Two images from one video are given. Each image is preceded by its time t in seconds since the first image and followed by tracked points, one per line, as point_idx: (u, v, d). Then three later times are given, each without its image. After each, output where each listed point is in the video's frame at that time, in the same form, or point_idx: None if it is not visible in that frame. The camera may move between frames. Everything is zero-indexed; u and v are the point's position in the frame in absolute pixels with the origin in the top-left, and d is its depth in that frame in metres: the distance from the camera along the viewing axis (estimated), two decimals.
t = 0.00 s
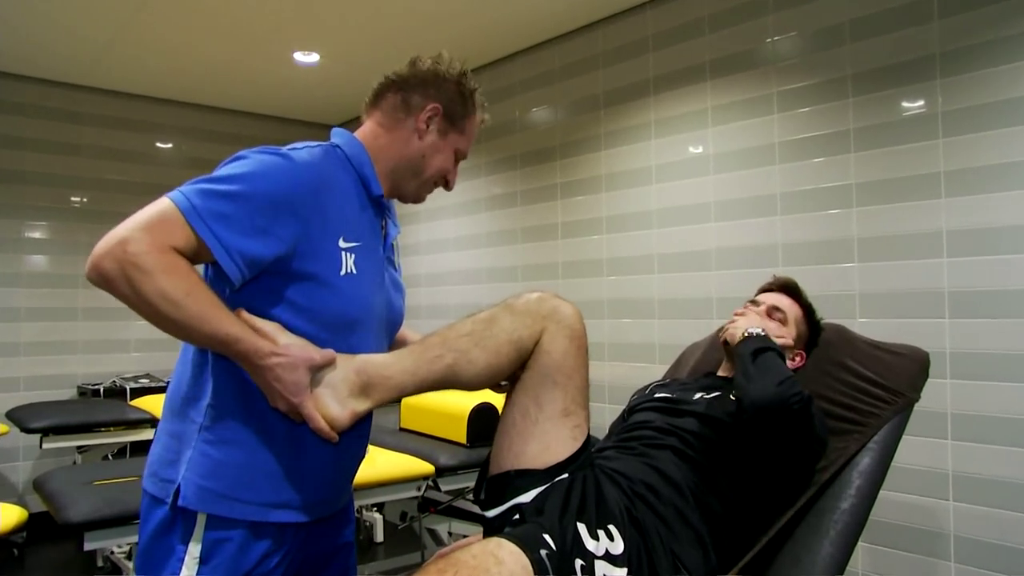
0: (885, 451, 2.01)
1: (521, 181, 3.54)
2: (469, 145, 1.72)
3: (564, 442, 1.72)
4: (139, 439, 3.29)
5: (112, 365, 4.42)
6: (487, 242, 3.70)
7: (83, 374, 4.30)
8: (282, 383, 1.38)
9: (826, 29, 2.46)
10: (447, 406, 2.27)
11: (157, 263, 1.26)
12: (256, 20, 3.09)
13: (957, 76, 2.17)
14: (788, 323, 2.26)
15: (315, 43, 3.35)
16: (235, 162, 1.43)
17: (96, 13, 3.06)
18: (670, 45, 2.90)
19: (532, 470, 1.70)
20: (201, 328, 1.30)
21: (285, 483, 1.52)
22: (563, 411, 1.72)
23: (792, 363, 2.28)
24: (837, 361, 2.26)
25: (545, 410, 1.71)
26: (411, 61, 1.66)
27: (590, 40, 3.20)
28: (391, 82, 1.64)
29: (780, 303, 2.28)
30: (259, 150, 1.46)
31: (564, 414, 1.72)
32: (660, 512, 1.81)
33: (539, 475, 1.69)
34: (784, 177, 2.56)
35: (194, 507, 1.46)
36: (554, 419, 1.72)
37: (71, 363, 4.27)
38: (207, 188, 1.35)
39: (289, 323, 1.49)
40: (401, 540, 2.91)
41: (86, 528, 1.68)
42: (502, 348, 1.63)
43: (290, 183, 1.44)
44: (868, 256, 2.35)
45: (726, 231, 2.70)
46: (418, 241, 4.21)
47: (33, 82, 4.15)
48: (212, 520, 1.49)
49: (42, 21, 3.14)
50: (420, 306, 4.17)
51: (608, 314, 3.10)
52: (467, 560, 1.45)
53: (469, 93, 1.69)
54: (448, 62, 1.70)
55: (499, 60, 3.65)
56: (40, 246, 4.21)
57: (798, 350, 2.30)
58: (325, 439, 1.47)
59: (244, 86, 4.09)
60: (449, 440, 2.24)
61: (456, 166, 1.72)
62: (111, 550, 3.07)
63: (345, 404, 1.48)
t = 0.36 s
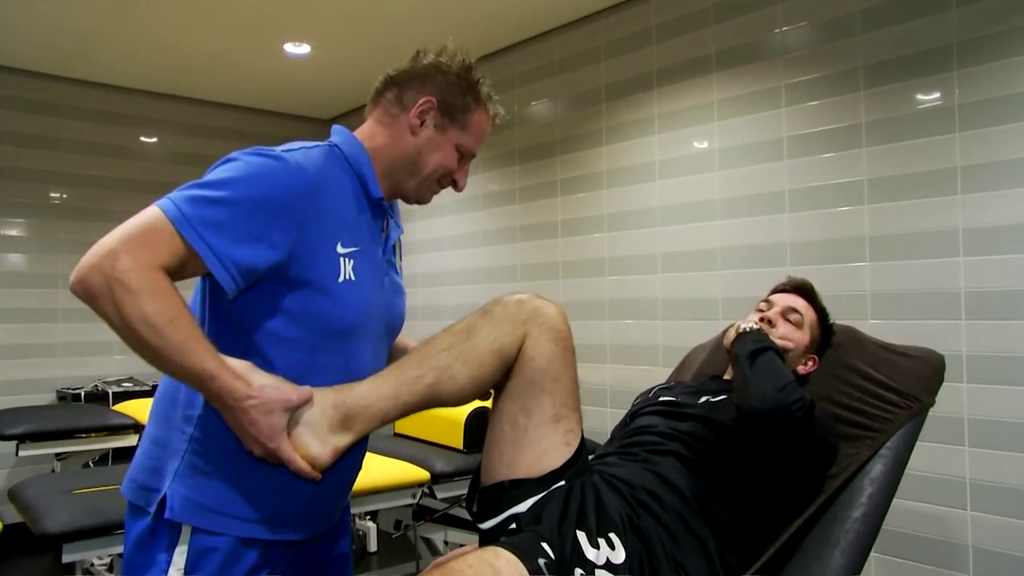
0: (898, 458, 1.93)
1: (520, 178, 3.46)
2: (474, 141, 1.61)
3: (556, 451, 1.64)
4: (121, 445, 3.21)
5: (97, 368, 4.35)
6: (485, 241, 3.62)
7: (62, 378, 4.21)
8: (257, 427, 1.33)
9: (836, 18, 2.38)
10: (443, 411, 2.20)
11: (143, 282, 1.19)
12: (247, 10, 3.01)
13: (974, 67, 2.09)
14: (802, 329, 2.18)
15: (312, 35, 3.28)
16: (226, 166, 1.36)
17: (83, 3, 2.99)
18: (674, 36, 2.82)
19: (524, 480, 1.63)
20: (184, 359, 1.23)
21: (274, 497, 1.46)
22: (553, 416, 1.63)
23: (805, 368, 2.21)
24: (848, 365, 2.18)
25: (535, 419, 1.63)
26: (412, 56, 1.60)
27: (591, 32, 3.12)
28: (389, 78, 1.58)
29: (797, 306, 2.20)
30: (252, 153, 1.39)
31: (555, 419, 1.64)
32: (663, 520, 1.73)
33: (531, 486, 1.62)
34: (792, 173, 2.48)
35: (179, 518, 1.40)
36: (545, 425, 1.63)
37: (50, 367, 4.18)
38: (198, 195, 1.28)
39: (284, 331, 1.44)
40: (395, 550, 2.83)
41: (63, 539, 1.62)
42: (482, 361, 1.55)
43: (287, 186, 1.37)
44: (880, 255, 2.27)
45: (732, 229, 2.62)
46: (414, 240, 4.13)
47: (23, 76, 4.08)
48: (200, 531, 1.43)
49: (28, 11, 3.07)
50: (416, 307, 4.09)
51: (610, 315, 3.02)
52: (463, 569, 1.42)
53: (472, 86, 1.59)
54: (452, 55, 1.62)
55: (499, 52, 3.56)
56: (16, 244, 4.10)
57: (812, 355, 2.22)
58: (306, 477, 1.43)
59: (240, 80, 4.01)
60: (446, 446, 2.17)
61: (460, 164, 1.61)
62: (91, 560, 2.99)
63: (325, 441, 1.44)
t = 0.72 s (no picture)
0: (913, 466, 1.85)
1: (519, 175, 3.37)
2: (462, 165, 1.44)
3: (548, 455, 1.59)
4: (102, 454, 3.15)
5: (75, 372, 4.18)
6: (483, 239, 3.54)
7: (40, 384, 4.05)
8: (222, 394, 1.24)
9: (847, 7, 2.30)
10: (439, 415, 2.13)
11: (106, 239, 1.12)
12: None
13: (994, 57, 2.01)
14: (810, 328, 2.10)
15: (306, 26, 3.20)
16: (222, 148, 1.31)
17: None
18: (678, 26, 2.74)
19: (518, 490, 1.58)
20: (147, 324, 1.16)
21: (256, 499, 1.38)
22: (544, 422, 1.59)
23: (815, 369, 2.12)
24: (859, 367, 2.10)
25: (526, 422, 1.58)
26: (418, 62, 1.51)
27: (592, 22, 3.03)
28: (389, 88, 1.51)
29: (803, 306, 2.13)
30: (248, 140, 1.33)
31: (546, 424, 1.59)
32: (665, 529, 1.66)
33: (524, 495, 1.57)
34: (802, 169, 2.40)
35: (151, 522, 1.31)
36: (536, 431, 1.59)
37: (23, 369, 4.01)
38: (182, 167, 1.23)
39: (262, 329, 1.38)
40: (388, 560, 2.75)
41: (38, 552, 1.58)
42: (467, 358, 1.51)
43: (274, 179, 1.31)
44: (894, 254, 2.19)
45: (739, 227, 2.54)
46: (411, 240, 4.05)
47: (12, 68, 3.99)
48: (180, 538, 1.34)
49: None
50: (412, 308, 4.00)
51: (611, 316, 2.94)
52: None
53: (457, 100, 1.42)
54: (455, 62, 1.47)
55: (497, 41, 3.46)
56: None
57: (820, 356, 2.13)
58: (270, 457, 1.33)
59: (236, 73, 3.94)
60: (442, 452, 2.10)
61: (444, 186, 1.47)
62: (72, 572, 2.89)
63: (291, 420, 1.35)
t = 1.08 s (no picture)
0: (927, 474, 1.78)
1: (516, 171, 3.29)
2: (459, 198, 1.37)
3: (549, 459, 1.56)
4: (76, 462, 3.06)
5: (54, 375, 4.09)
6: (479, 238, 3.45)
7: (11, 389, 3.96)
8: (230, 437, 1.31)
9: None
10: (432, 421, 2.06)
11: (104, 283, 1.13)
12: None
13: (1014, 46, 1.94)
14: (814, 331, 2.01)
15: (298, 15, 3.11)
16: (213, 167, 1.29)
17: None
18: (681, 15, 2.66)
19: (514, 495, 1.54)
20: (150, 370, 1.18)
21: (260, 512, 1.47)
22: (544, 424, 1.56)
23: (822, 375, 2.02)
24: (871, 370, 2.01)
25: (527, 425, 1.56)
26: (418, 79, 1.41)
27: (592, 10, 2.95)
28: (388, 106, 1.44)
29: (804, 311, 2.04)
30: (241, 157, 1.31)
31: (546, 427, 1.57)
32: (666, 539, 1.62)
33: (521, 500, 1.54)
34: (810, 164, 2.32)
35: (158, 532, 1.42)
36: (535, 433, 1.56)
37: None
38: (173, 196, 1.21)
39: (266, 355, 1.42)
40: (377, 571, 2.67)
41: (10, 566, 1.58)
42: (471, 364, 1.54)
43: (271, 200, 1.29)
44: (907, 252, 2.11)
45: (746, 224, 2.46)
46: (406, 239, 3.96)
47: None
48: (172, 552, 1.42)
49: None
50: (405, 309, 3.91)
51: (612, 317, 2.85)
52: None
53: (451, 130, 1.33)
54: (455, 86, 1.37)
55: (492, 31, 3.36)
56: None
57: (828, 360, 2.03)
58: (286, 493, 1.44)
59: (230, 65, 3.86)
60: (434, 459, 2.03)
61: (443, 217, 1.41)
62: None
63: (305, 451, 1.44)
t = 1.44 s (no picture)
0: (937, 482, 1.71)
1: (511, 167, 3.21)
2: (459, 215, 1.33)
3: (542, 464, 1.52)
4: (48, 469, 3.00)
5: (26, 379, 4.02)
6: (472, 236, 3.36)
7: None
8: (211, 435, 1.25)
9: None
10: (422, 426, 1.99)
11: (77, 270, 1.08)
12: None
13: None
14: (833, 341, 1.92)
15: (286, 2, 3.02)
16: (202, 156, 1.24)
17: None
18: (682, 3, 2.58)
19: (503, 504, 1.51)
20: (124, 361, 1.12)
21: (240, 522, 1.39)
22: (536, 429, 1.51)
23: (835, 386, 1.94)
24: (881, 373, 1.93)
25: (520, 431, 1.51)
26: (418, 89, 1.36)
27: None
28: (387, 114, 1.39)
29: (827, 317, 1.94)
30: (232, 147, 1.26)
31: (539, 431, 1.52)
32: (664, 548, 1.56)
33: (512, 507, 1.50)
34: (815, 159, 2.25)
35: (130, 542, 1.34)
36: (527, 438, 1.51)
37: None
38: (157, 185, 1.17)
39: (255, 360, 1.41)
40: None
41: None
42: (462, 368, 1.48)
43: (261, 197, 1.24)
44: (917, 250, 2.05)
45: (750, 222, 2.38)
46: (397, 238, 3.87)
47: None
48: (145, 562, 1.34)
49: None
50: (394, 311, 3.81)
51: (609, 318, 2.78)
52: None
53: (451, 148, 1.28)
54: (456, 100, 1.32)
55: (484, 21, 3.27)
56: None
57: (843, 370, 1.95)
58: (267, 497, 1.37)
59: (221, 56, 3.77)
60: (424, 465, 1.96)
61: (444, 234, 1.38)
62: None
63: (289, 454, 1.39)
